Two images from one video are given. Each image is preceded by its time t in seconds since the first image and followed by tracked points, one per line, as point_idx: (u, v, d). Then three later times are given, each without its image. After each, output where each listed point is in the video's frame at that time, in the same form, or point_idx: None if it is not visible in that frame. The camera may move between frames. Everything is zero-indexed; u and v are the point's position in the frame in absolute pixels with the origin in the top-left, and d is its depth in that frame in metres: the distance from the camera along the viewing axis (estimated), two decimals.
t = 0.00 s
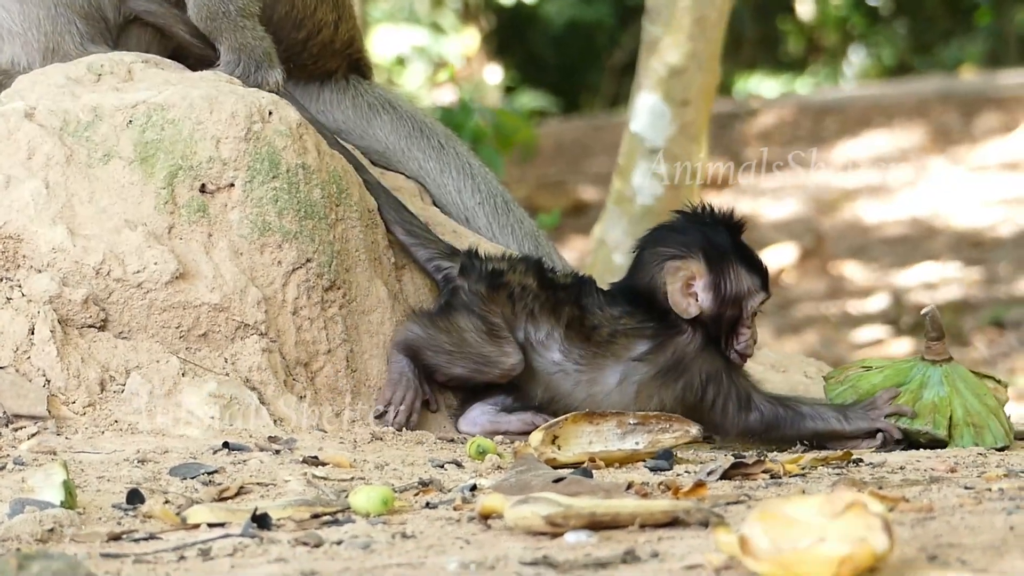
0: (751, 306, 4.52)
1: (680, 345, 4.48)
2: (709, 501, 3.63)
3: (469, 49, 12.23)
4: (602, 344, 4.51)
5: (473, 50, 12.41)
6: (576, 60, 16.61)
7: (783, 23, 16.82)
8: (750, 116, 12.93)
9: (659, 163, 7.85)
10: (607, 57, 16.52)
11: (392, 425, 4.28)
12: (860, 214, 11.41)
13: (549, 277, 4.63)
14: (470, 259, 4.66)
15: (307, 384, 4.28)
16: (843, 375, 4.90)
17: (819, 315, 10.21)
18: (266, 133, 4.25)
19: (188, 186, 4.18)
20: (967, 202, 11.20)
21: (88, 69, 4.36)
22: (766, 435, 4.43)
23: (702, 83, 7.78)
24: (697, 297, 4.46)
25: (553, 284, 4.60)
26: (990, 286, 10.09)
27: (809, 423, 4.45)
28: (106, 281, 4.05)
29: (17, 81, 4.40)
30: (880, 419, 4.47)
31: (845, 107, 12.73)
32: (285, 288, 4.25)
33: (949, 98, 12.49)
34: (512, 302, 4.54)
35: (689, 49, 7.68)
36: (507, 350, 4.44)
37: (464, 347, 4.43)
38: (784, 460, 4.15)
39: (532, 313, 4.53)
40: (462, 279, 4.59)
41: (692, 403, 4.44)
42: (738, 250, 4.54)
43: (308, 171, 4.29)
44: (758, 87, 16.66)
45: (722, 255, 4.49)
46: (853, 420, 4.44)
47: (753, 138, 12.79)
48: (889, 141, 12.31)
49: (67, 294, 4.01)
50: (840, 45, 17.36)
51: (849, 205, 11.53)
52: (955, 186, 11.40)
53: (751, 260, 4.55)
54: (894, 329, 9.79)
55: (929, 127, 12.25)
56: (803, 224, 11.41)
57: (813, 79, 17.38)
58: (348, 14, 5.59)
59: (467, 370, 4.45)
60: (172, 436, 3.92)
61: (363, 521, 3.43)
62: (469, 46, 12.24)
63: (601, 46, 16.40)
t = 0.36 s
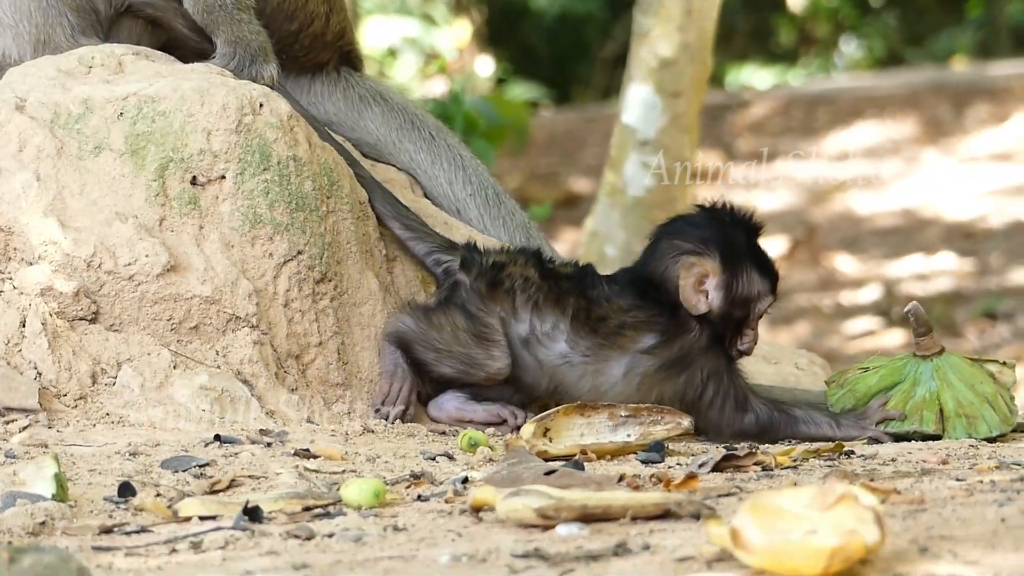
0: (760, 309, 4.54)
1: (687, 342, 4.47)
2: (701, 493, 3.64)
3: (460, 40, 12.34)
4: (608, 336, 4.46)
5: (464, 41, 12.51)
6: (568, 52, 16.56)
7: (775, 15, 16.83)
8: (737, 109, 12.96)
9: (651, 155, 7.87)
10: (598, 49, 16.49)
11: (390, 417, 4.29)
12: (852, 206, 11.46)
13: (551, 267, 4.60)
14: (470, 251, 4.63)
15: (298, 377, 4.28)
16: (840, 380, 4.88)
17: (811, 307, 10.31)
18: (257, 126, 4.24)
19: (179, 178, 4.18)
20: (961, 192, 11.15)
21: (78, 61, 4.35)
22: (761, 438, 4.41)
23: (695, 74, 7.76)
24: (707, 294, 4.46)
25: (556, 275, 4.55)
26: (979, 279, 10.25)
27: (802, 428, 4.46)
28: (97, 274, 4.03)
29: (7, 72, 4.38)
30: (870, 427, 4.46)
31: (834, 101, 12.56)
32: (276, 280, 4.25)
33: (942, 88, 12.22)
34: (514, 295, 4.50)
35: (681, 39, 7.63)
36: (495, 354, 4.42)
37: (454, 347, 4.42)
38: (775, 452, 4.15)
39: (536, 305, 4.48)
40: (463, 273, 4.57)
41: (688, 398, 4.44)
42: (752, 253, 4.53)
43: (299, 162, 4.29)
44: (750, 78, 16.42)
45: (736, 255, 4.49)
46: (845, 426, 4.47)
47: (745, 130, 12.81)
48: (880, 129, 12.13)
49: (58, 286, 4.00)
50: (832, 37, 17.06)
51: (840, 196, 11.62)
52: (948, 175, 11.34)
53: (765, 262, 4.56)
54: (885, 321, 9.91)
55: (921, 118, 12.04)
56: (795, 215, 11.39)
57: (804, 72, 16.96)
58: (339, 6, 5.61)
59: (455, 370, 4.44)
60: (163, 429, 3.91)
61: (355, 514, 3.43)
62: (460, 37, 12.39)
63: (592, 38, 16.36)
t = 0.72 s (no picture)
0: (802, 302, 4.53)
1: (715, 311, 4.46)
2: (691, 489, 3.63)
3: (451, 36, 12.25)
4: (642, 300, 4.47)
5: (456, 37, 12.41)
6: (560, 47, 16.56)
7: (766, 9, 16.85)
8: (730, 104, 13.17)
9: (643, 148, 7.52)
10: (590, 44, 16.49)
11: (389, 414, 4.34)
12: (841, 199, 11.51)
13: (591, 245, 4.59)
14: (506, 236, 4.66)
15: (289, 372, 4.28)
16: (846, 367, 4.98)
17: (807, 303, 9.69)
18: (247, 122, 4.24)
19: (169, 175, 4.18)
20: (949, 186, 11.20)
21: (68, 57, 4.35)
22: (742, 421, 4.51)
23: (685, 72, 7.47)
24: (752, 275, 4.47)
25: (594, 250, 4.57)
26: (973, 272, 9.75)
27: (784, 399, 4.50)
28: (87, 270, 4.04)
29: None
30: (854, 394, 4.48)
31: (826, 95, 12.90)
32: (267, 276, 4.25)
33: (933, 85, 12.52)
34: (552, 273, 4.53)
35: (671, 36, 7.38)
36: (500, 350, 4.49)
37: (462, 339, 4.45)
38: (766, 448, 4.16)
39: (574, 284, 4.51)
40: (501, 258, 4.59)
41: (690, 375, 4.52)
42: (806, 243, 4.52)
43: (290, 158, 4.28)
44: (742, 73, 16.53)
45: (789, 243, 4.47)
46: (827, 386, 4.48)
47: (736, 126, 12.95)
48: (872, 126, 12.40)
49: (49, 282, 3.99)
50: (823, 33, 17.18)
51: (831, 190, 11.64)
52: (938, 172, 11.41)
53: (819, 256, 4.54)
54: (878, 315, 9.28)
55: (911, 113, 12.36)
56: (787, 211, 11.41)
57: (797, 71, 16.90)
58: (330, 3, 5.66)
59: (459, 362, 4.49)
60: (153, 424, 3.90)
61: (346, 510, 3.43)
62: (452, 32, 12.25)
63: (585, 33, 16.36)
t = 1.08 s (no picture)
0: (810, 314, 4.59)
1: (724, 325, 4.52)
2: (684, 485, 3.64)
3: (444, 33, 12.20)
4: (652, 309, 4.49)
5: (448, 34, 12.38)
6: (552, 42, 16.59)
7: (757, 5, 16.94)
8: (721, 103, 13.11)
9: (634, 147, 7.62)
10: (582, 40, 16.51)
11: (365, 395, 4.38)
12: (834, 197, 11.60)
13: (599, 253, 4.61)
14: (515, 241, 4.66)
15: (282, 367, 4.26)
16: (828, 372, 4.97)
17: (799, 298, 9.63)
18: (241, 118, 4.23)
19: (162, 171, 4.17)
20: (940, 183, 11.23)
21: (62, 54, 4.34)
22: (758, 434, 4.52)
23: (678, 65, 7.50)
24: (756, 295, 4.51)
25: (604, 258, 4.58)
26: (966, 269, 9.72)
27: (798, 414, 4.54)
28: (80, 266, 4.03)
29: None
30: (867, 408, 4.49)
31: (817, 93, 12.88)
32: (260, 272, 4.25)
33: (926, 81, 12.44)
34: (561, 278, 4.51)
35: (663, 32, 7.40)
36: (497, 349, 4.48)
37: (463, 332, 4.44)
38: (759, 444, 4.16)
39: (584, 287, 4.50)
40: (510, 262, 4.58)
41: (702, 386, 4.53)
42: (804, 255, 4.60)
43: (283, 154, 4.27)
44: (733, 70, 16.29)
45: (786, 257, 4.56)
46: (841, 404, 4.51)
47: (728, 123, 12.97)
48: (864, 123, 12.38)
49: (41, 279, 3.98)
50: (815, 30, 17.11)
51: (821, 187, 11.74)
52: (932, 168, 11.44)
53: (819, 267, 4.61)
54: (870, 313, 9.36)
55: (904, 111, 12.31)
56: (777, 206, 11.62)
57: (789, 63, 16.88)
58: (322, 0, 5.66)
59: (455, 354, 4.48)
60: (147, 421, 3.91)
61: (339, 506, 3.42)
62: (444, 30, 12.21)
63: (577, 28, 16.37)
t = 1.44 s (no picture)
0: (781, 298, 4.57)
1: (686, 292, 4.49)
2: (652, 459, 3.62)
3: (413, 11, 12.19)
4: (608, 283, 4.49)
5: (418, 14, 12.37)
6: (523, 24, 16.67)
7: None
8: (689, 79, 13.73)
9: (604, 121, 7.93)
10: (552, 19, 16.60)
11: (374, 349, 4.49)
12: (806, 175, 12.27)
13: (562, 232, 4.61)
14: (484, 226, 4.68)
15: (249, 342, 4.25)
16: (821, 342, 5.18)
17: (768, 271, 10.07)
18: (208, 95, 4.29)
19: (130, 147, 4.18)
20: (906, 165, 12.04)
21: (29, 32, 4.34)
22: (745, 397, 4.55)
23: (645, 41, 7.81)
24: (727, 275, 4.40)
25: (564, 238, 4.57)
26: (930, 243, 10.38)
27: (787, 386, 4.61)
28: (48, 242, 4.07)
29: None
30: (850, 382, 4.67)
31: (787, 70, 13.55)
32: (228, 248, 4.23)
33: (889, 62, 13.21)
34: (522, 259, 4.53)
35: (632, 9, 7.68)
36: (471, 324, 4.53)
37: (443, 301, 4.52)
38: (726, 418, 4.16)
39: (542, 269, 4.51)
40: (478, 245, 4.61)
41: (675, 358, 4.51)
42: (779, 240, 4.56)
43: (250, 132, 4.34)
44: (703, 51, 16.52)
45: (762, 242, 4.51)
46: (827, 382, 4.65)
47: (696, 100, 13.52)
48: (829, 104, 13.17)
49: (8, 255, 4.02)
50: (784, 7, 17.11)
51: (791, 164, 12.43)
52: (894, 152, 12.32)
53: (794, 252, 4.58)
54: (839, 287, 9.64)
55: (867, 92, 13.10)
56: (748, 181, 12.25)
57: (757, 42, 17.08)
58: None
59: (431, 321, 4.55)
60: (115, 396, 3.91)
61: (307, 481, 3.41)
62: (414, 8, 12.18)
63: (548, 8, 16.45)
